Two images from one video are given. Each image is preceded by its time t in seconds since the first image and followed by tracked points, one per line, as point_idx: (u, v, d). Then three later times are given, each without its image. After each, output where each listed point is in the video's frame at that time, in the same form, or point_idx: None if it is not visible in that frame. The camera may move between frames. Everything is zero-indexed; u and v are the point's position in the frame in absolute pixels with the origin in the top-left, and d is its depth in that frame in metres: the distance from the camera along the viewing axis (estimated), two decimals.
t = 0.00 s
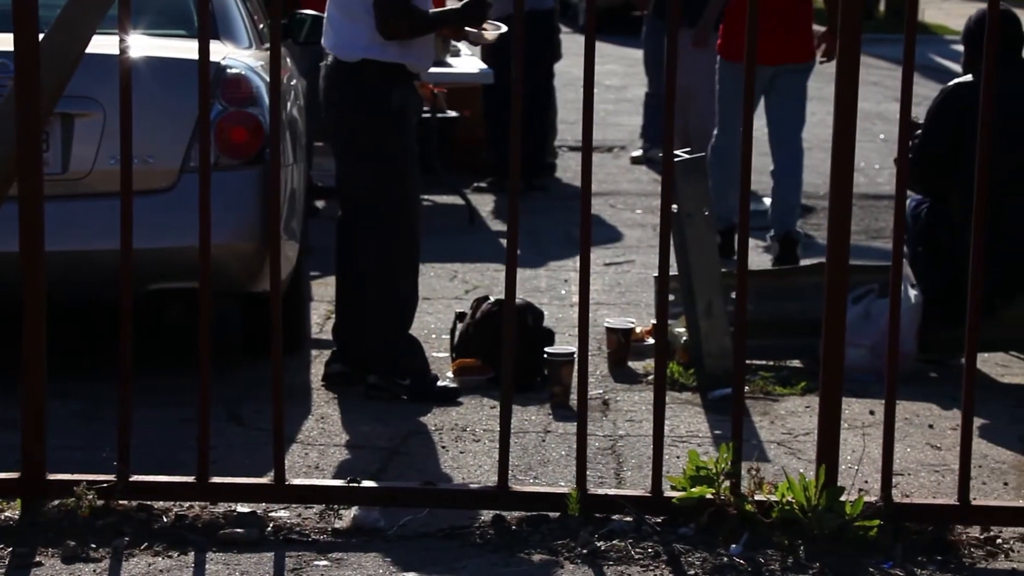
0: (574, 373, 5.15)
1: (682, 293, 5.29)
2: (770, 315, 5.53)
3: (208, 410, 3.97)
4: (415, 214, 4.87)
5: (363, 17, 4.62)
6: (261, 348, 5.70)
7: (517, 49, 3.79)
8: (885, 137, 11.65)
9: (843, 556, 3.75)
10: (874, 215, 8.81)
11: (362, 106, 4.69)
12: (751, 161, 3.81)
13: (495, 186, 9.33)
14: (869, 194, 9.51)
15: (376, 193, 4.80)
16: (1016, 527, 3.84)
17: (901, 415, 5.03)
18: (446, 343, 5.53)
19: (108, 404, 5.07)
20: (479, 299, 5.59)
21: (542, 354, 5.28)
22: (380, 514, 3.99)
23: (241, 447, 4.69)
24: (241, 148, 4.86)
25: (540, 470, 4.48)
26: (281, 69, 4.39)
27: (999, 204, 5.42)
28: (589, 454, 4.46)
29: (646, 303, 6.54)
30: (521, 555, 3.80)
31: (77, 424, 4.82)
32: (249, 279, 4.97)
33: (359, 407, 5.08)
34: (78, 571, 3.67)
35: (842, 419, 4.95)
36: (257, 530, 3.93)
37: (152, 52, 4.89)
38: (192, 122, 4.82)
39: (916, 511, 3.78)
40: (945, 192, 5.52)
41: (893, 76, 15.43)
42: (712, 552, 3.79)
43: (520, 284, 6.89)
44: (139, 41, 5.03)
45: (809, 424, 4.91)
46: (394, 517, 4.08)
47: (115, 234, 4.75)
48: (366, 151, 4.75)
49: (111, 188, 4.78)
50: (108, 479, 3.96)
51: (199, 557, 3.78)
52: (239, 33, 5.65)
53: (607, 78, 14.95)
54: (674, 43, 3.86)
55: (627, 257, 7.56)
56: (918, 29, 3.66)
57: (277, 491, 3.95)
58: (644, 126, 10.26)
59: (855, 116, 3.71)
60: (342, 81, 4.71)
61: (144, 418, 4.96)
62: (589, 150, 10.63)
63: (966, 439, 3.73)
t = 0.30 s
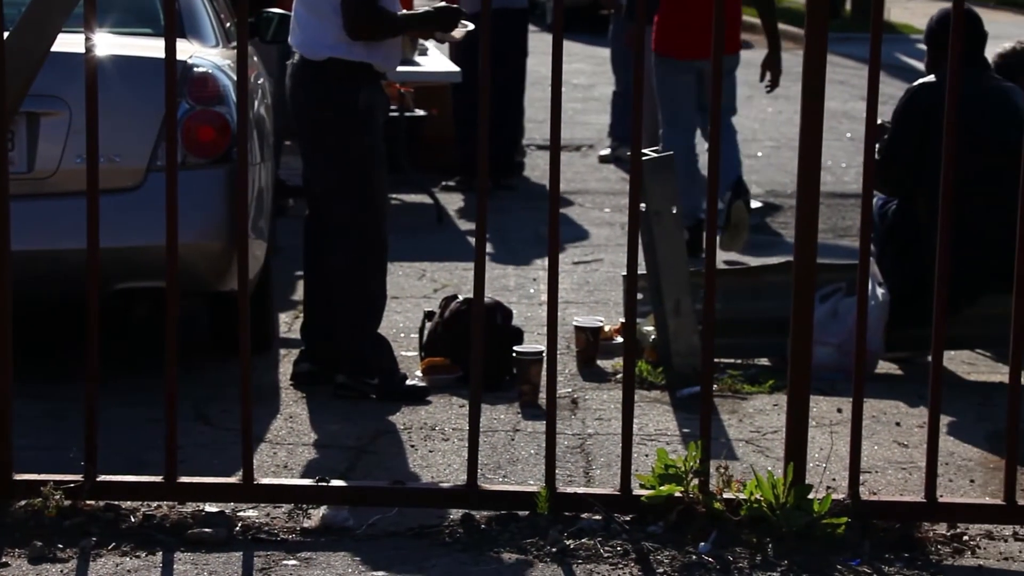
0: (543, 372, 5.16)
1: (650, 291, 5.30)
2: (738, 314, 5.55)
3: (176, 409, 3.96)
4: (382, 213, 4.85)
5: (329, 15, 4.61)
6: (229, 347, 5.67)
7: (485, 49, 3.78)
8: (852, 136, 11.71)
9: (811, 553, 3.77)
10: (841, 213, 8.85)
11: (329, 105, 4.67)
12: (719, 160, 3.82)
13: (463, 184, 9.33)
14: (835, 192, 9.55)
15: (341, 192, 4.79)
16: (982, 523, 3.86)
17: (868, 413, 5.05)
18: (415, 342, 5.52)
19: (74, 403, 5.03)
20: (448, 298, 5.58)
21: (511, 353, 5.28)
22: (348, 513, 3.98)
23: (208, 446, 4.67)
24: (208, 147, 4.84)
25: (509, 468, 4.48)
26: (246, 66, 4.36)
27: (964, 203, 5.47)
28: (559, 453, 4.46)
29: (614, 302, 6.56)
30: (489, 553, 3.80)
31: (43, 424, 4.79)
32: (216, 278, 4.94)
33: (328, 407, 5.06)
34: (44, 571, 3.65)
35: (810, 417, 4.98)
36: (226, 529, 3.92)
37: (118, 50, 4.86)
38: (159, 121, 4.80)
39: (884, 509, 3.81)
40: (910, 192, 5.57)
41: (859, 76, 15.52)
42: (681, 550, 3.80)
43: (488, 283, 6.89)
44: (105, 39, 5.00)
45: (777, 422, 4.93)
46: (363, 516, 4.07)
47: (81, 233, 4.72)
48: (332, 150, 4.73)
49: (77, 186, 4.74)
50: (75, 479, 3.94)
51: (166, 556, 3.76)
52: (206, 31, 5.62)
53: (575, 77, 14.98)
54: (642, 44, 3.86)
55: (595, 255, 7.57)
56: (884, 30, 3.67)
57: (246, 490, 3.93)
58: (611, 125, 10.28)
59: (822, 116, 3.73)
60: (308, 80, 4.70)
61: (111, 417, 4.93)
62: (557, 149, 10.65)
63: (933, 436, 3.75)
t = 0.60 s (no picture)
0: (527, 372, 5.16)
1: (633, 290, 5.31)
2: (721, 313, 5.56)
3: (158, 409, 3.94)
4: (360, 214, 4.85)
5: (311, 15, 4.62)
6: (211, 347, 5.66)
7: (467, 49, 3.77)
8: (835, 135, 11.74)
9: (794, 552, 3.77)
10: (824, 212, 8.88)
11: (308, 104, 4.68)
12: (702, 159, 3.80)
13: (446, 184, 9.33)
14: (818, 192, 9.57)
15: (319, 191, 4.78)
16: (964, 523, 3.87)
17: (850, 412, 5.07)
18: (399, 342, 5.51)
19: (56, 403, 5.02)
20: (431, 297, 5.58)
21: (494, 352, 5.28)
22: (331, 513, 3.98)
23: (191, 447, 4.65)
24: (190, 147, 4.83)
25: (493, 468, 4.47)
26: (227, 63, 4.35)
27: (942, 204, 5.50)
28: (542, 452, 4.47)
29: (597, 301, 6.57)
30: (472, 553, 3.80)
31: (25, 424, 4.77)
32: (199, 278, 4.93)
33: (311, 407, 5.05)
34: (26, 571, 3.64)
35: (793, 416, 4.99)
36: (209, 529, 3.91)
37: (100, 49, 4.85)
38: (140, 120, 4.79)
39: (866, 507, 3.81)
40: (892, 192, 5.59)
41: (841, 74, 15.57)
42: (664, 549, 3.80)
43: (472, 282, 6.89)
44: (86, 39, 4.99)
45: (760, 422, 4.94)
46: (346, 516, 4.07)
47: (62, 233, 4.70)
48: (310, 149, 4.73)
49: (59, 186, 4.73)
50: (58, 479, 3.93)
51: (149, 557, 3.75)
52: (187, 30, 5.61)
53: (558, 76, 14.98)
54: (625, 44, 3.86)
55: (579, 255, 7.57)
56: (865, 29, 3.67)
57: (228, 490, 3.92)
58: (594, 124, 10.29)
59: (804, 117, 3.73)
60: (287, 80, 4.70)
61: (93, 418, 4.91)
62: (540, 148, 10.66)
63: (915, 435, 3.76)
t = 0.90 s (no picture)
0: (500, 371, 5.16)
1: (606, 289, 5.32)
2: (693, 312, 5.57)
3: (129, 409, 3.93)
4: (328, 214, 4.84)
5: (287, 11, 4.64)
6: (182, 346, 5.64)
7: (440, 49, 3.78)
8: (807, 134, 11.78)
9: (766, 550, 3.79)
10: (796, 211, 8.92)
11: (280, 101, 4.68)
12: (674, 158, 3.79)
13: (419, 182, 9.32)
14: (790, 190, 9.60)
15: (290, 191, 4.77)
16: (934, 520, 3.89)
17: (822, 410, 5.09)
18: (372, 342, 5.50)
19: (26, 402, 4.99)
20: (403, 296, 5.58)
21: (467, 351, 5.28)
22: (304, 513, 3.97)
23: (162, 446, 4.63)
24: (161, 146, 4.81)
25: (465, 467, 4.47)
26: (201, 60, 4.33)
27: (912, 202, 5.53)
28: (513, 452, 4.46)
29: (570, 300, 6.58)
30: (444, 552, 3.80)
31: None
32: (169, 277, 4.91)
33: (284, 406, 5.04)
34: None
35: (765, 415, 5.01)
36: (181, 529, 3.90)
37: (69, 48, 4.82)
38: (111, 120, 4.77)
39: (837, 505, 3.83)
40: (864, 189, 5.62)
41: (812, 74, 15.63)
42: (637, 548, 3.81)
43: (445, 281, 6.90)
44: (56, 37, 4.96)
45: (732, 420, 4.95)
46: (319, 515, 4.06)
47: (33, 232, 4.67)
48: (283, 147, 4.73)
49: (28, 184, 4.69)
50: (27, 479, 3.91)
51: (120, 557, 3.74)
52: (159, 29, 5.59)
53: (532, 75, 14.98)
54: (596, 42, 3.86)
55: (552, 253, 7.57)
56: (837, 27, 3.69)
57: (200, 490, 3.91)
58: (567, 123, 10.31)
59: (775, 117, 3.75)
60: (258, 77, 4.70)
61: (63, 417, 4.89)
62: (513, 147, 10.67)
63: (886, 434, 3.78)
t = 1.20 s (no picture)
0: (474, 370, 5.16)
1: (580, 287, 5.33)
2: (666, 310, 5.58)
3: (102, 409, 3.91)
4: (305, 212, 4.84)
5: (268, 6, 4.63)
6: (154, 346, 5.62)
7: (413, 49, 3.77)
8: (779, 133, 11.83)
9: (740, 548, 3.80)
10: (770, 210, 8.96)
11: (258, 100, 4.67)
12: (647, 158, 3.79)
13: (392, 181, 9.32)
14: (764, 189, 9.64)
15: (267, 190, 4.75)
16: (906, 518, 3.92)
17: (795, 409, 5.11)
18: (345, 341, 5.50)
19: None
20: (377, 295, 5.57)
21: (441, 350, 5.28)
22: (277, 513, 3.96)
23: (135, 446, 4.62)
24: (133, 146, 4.78)
25: (439, 466, 4.47)
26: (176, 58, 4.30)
27: (886, 201, 5.55)
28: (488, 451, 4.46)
29: (544, 298, 6.59)
30: (418, 551, 3.80)
31: None
32: (142, 276, 4.89)
33: (257, 405, 5.03)
34: None
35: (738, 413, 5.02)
36: (154, 529, 3.88)
37: (39, 45, 4.77)
38: (82, 119, 4.73)
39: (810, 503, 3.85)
40: (839, 187, 5.63)
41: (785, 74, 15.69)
42: (611, 546, 3.82)
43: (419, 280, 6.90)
44: (26, 35, 4.92)
45: (705, 418, 4.97)
46: (292, 514, 4.05)
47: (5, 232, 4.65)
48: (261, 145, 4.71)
49: None
50: None
51: (92, 557, 3.72)
52: (131, 27, 5.57)
53: (505, 73, 14.99)
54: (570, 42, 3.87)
55: (526, 252, 7.58)
56: (810, 28, 3.70)
57: (172, 490, 3.89)
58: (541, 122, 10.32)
59: (748, 116, 3.75)
60: (234, 76, 4.67)
61: (34, 417, 4.86)
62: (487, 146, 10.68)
63: (859, 432, 3.80)
